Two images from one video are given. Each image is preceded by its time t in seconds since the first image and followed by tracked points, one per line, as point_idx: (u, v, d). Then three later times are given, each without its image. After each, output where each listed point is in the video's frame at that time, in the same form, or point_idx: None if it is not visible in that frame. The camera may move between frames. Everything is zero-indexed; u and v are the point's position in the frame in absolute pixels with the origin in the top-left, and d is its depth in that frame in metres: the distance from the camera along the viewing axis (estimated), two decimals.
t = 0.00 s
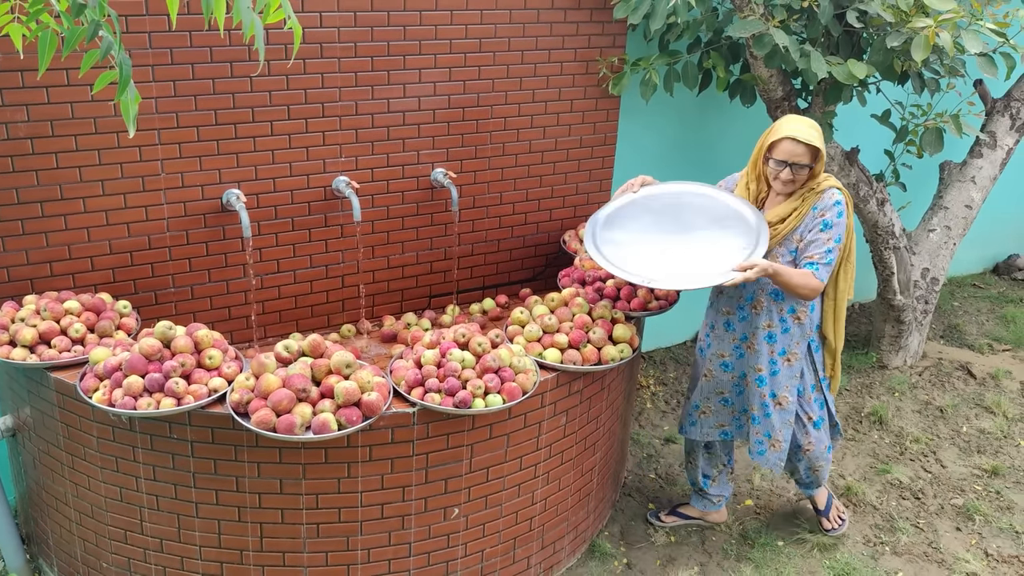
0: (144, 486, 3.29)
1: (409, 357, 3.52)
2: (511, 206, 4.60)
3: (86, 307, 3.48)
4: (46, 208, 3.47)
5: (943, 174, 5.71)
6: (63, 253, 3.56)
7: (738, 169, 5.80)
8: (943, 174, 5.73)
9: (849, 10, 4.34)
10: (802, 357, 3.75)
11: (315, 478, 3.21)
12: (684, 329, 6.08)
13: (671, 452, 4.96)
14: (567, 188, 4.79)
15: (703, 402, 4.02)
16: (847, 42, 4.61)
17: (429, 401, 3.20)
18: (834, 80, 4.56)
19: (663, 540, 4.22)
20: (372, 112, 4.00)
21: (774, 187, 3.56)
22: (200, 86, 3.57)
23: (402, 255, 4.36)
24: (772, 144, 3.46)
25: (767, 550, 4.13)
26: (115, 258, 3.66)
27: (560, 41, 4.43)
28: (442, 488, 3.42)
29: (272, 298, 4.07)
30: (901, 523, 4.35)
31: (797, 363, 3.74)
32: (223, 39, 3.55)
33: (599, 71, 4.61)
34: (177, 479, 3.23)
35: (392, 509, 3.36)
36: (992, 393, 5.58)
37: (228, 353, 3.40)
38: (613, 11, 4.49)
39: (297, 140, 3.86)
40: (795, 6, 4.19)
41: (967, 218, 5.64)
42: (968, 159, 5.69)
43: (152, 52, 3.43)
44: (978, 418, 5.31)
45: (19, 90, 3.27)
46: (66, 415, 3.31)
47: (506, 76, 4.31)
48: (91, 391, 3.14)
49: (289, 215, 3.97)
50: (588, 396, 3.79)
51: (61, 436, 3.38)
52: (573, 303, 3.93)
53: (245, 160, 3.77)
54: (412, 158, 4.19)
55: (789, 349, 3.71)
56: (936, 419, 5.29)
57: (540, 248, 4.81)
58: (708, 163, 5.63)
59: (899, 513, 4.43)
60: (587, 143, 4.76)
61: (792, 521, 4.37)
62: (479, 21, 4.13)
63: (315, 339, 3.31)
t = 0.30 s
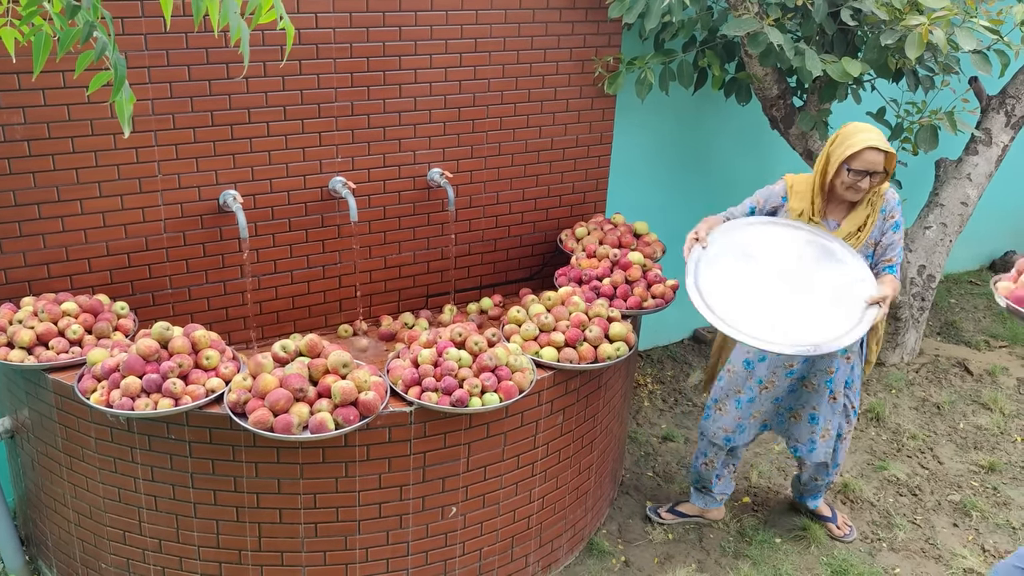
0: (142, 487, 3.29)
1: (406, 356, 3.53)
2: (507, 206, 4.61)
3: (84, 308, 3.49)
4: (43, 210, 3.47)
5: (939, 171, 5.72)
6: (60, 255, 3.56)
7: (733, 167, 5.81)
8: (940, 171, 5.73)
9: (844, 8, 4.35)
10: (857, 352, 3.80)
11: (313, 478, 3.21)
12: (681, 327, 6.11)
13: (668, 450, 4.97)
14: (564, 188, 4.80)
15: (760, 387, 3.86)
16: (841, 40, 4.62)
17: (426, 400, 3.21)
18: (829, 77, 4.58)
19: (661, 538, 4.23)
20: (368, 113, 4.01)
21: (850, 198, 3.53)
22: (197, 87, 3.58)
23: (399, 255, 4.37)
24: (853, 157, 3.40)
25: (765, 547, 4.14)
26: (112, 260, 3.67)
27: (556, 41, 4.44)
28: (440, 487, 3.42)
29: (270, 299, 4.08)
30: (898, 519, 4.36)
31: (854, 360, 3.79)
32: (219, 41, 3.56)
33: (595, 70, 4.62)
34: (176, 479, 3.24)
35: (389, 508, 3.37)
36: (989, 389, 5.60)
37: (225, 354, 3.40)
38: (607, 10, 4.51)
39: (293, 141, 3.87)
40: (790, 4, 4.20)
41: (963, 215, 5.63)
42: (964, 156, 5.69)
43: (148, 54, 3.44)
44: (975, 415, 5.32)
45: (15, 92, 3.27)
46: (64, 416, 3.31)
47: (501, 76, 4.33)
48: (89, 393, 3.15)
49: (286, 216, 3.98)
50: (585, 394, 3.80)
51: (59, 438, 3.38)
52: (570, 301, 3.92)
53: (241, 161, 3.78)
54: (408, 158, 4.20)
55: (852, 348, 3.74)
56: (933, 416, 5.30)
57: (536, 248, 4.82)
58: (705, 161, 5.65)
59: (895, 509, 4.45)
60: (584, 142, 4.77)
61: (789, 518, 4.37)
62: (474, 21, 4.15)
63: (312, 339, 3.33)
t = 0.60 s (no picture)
0: (144, 489, 3.31)
1: (406, 358, 3.55)
2: (507, 208, 4.63)
3: (86, 311, 3.51)
4: (44, 213, 3.49)
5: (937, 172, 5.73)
6: (62, 258, 3.58)
7: (732, 168, 5.83)
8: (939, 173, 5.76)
9: (842, 10, 4.37)
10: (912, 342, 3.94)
11: (313, 478, 3.23)
12: (682, 328, 6.12)
13: (668, 451, 4.98)
14: (564, 190, 4.82)
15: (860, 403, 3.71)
16: (839, 42, 4.63)
17: (426, 401, 3.23)
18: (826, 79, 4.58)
19: (661, 538, 4.25)
20: (368, 116, 4.03)
21: (921, 197, 3.62)
22: (197, 91, 3.60)
23: (399, 257, 4.39)
24: (930, 156, 3.43)
25: (766, 548, 4.16)
26: (114, 263, 3.69)
27: (555, 43, 4.47)
28: (440, 488, 3.44)
29: (271, 301, 4.10)
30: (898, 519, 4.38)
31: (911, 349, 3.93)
32: (219, 45, 3.59)
33: (594, 72, 4.64)
34: (177, 481, 3.26)
35: (390, 509, 3.38)
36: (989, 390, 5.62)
37: (226, 355, 3.43)
38: (606, 13, 4.53)
39: (294, 144, 3.90)
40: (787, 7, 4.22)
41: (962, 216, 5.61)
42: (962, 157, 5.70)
43: (149, 58, 3.46)
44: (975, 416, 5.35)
45: (17, 96, 3.30)
46: (67, 418, 3.33)
47: (500, 78, 4.35)
48: (91, 395, 3.17)
49: (287, 219, 4.00)
50: (585, 395, 3.82)
51: (61, 440, 3.40)
52: (569, 303, 3.94)
53: (242, 164, 3.81)
54: (408, 160, 4.22)
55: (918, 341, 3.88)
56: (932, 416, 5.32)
57: (536, 249, 4.84)
58: (704, 163, 5.67)
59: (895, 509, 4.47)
60: (583, 144, 4.79)
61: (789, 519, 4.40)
62: (473, 24, 4.17)
63: (312, 342, 3.37)
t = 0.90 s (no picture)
0: (146, 491, 3.33)
1: (407, 359, 3.57)
2: (508, 211, 4.65)
3: (88, 314, 3.53)
4: (47, 217, 3.51)
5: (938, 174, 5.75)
6: (65, 261, 3.60)
7: (732, 169, 5.83)
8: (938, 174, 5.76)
9: (841, 12, 4.38)
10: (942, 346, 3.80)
11: (314, 480, 3.24)
12: (683, 330, 6.13)
13: (669, 452, 4.99)
14: (564, 193, 4.83)
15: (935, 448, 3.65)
16: (839, 44, 4.64)
17: (426, 402, 3.24)
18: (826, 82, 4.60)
19: (662, 539, 4.26)
20: (368, 119, 4.05)
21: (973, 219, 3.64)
22: (198, 94, 3.62)
23: (400, 260, 4.40)
24: (986, 179, 3.46)
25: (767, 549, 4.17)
26: (116, 266, 3.71)
27: (554, 46, 4.48)
28: (441, 489, 3.45)
29: (272, 304, 4.12)
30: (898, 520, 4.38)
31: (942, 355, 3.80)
32: (220, 49, 3.61)
33: (594, 75, 4.66)
34: (179, 482, 3.27)
35: (391, 510, 3.39)
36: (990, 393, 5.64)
37: (228, 358, 3.44)
38: (606, 16, 4.55)
39: (294, 147, 3.91)
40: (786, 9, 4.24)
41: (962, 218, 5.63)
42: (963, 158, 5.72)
43: (151, 62, 3.49)
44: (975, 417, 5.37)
45: (20, 100, 3.32)
46: (69, 420, 3.35)
47: (501, 81, 4.36)
48: (93, 397, 3.19)
49: (288, 222, 4.02)
50: (585, 397, 3.83)
51: (64, 441, 3.42)
52: (569, 305, 3.95)
53: (243, 168, 3.83)
54: (408, 163, 4.24)
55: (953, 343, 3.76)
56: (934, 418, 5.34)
57: (537, 252, 4.85)
58: (705, 164, 5.68)
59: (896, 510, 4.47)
60: (583, 146, 4.81)
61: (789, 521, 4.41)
62: (473, 27, 4.19)
63: (313, 343, 3.40)
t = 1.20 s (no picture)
0: (153, 491, 3.34)
1: (413, 361, 3.59)
2: (514, 213, 4.66)
3: (96, 315, 3.55)
4: (55, 219, 3.54)
5: (944, 175, 5.76)
6: (73, 262, 3.62)
7: (736, 170, 5.83)
8: (945, 175, 5.77)
9: (846, 14, 4.39)
10: None
11: (321, 481, 3.25)
12: (689, 331, 6.12)
13: (675, 454, 4.99)
14: (570, 195, 4.84)
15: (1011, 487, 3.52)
16: (844, 46, 4.65)
17: (433, 403, 3.25)
18: (831, 83, 4.60)
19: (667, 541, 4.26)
20: (374, 121, 4.06)
21: None
22: (205, 97, 3.64)
23: (406, 262, 4.41)
24: None
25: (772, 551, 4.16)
26: (123, 267, 3.73)
27: (560, 49, 4.50)
28: (447, 490, 3.45)
29: (278, 305, 4.13)
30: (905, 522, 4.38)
31: None
32: (228, 51, 3.63)
33: (599, 77, 4.67)
34: (186, 483, 3.28)
35: (397, 511, 3.40)
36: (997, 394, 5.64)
37: (235, 359, 3.46)
38: (611, 19, 4.56)
39: (301, 149, 3.93)
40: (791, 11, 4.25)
41: (969, 219, 5.67)
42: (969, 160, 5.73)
43: (159, 65, 3.51)
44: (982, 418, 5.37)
45: (28, 102, 3.35)
46: (77, 421, 3.36)
47: (506, 84, 4.38)
48: (101, 398, 3.20)
49: (295, 223, 4.04)
50: (591, 398, 3.83)
51: (72, 442, 3.44)
52: (574, 306, 3.96)
53: (250, 170, 3.85)
54: (415, 166, 4.25)
55: None
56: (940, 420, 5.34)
57: (543, 254, 4.86)
58: (710, 165, 5.69)
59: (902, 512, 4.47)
60: (589, 149, 4.82)
61: (794, 522, 4.40)
62: (479, 30, 4.20)
63: (320, 344, 3.41)
